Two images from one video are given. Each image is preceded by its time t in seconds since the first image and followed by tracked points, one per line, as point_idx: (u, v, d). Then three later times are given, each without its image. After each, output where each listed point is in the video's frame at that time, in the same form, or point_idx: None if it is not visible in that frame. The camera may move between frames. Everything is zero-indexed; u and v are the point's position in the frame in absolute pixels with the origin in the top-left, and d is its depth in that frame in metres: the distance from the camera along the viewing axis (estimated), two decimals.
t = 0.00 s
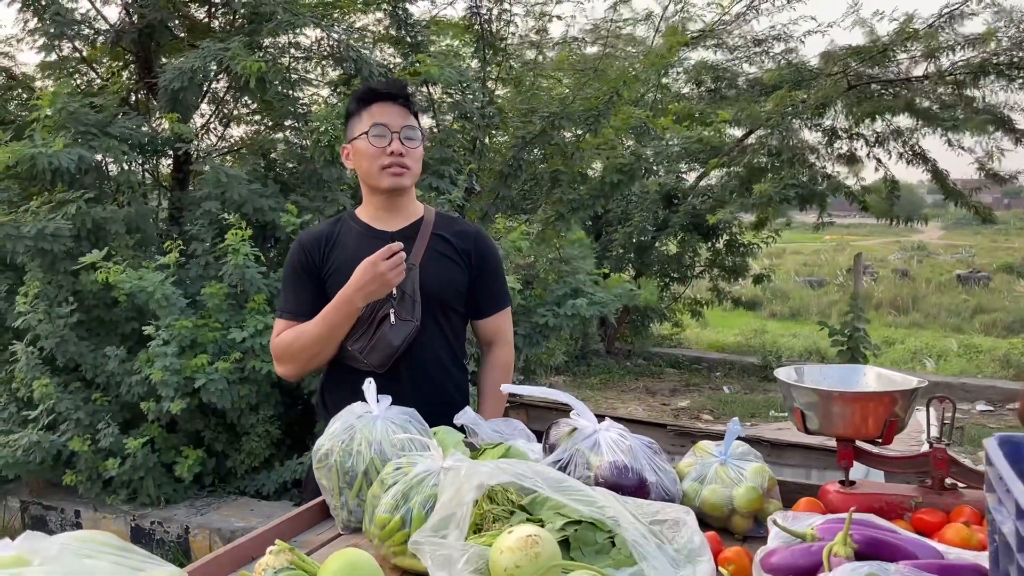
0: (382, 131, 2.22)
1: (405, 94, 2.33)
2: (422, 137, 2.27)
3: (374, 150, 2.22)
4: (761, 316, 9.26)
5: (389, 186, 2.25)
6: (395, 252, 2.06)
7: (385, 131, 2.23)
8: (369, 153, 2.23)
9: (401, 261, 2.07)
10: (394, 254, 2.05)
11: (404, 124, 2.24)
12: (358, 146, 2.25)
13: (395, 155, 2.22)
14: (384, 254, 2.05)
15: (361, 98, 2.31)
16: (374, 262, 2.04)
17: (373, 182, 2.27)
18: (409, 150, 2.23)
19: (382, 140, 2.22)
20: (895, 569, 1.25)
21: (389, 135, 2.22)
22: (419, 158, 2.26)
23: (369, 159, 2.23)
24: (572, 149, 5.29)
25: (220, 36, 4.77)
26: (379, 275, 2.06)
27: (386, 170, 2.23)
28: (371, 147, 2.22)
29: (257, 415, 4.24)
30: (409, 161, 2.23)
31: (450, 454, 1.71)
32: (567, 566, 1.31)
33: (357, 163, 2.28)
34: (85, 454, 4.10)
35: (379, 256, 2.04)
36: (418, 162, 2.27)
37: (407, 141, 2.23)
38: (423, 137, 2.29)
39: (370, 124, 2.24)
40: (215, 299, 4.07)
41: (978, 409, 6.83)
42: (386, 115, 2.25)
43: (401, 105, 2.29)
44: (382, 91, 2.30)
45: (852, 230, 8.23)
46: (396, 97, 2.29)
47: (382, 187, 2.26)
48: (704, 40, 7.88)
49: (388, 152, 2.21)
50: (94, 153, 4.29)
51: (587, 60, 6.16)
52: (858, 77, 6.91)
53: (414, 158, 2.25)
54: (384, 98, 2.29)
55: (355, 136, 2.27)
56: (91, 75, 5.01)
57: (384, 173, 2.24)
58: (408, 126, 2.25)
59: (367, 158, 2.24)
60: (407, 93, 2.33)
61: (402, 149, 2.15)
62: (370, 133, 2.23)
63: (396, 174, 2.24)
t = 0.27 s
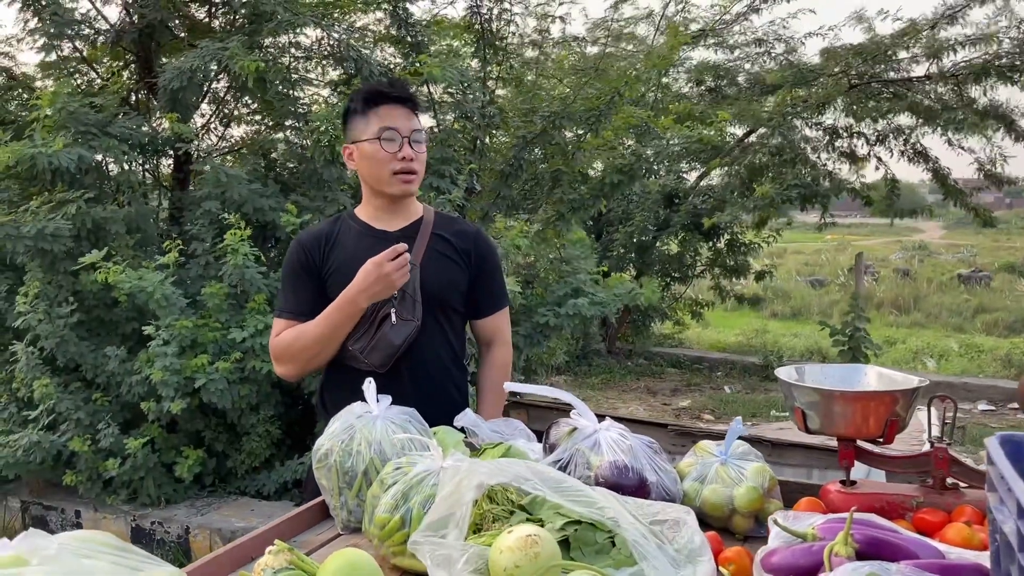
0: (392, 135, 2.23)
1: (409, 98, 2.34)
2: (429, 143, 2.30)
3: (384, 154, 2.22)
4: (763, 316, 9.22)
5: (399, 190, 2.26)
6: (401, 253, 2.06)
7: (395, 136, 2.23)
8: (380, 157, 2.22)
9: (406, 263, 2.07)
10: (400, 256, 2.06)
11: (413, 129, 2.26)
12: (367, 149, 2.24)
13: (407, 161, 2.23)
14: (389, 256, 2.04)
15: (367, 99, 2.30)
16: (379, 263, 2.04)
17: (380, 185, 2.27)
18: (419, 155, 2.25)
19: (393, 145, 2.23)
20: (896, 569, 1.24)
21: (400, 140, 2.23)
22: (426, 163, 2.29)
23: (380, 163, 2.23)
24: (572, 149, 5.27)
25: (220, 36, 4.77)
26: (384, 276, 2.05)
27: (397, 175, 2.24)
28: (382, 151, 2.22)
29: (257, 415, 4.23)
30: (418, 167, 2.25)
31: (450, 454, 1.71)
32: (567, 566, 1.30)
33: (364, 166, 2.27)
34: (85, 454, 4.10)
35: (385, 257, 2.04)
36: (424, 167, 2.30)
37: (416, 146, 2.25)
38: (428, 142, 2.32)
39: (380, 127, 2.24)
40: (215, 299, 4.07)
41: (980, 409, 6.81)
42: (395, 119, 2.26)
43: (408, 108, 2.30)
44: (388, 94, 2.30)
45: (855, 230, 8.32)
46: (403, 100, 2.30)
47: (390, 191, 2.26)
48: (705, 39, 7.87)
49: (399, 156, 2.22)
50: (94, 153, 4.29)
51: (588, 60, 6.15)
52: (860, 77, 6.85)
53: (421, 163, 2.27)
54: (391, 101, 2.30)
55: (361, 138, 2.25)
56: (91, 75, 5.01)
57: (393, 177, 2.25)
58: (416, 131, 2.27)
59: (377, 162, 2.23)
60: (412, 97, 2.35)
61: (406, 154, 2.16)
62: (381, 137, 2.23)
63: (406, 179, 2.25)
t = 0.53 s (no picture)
0: (396, 138, 2.22)
1: (412, 99, 2.33)
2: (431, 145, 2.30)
3: (388, 156, 2.21)
4: (762, 315, 9.25)
5: (401, 193, 2.25)
6: (404, 254, 2.06)
7: (399, 138, 2.23)
8: (383, 159, 2.22)
9: (409, 264, 2.06)
10: (404, 257, 2.05)
11: (415, 131, 2.26)
12: (370, 151, 2.23)
13: (410, 163, 2.23)
14: (393, 256, 2.04)
15: (369, 100, 2.29)
16: (383, 263, 2.03)
17: (382, 186, 2.26)
18: (421, 158, 2.26)
19: (397, 147, 2.22)
20: (898, 570, 1.23)
21: (403, 142, 2.23)
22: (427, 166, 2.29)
23: (383, 165, 2.22)
24: (572, 147, 5.27)
25: (218, 35, 4.76)
26: (387, 276, 2.05)
27: (399, 177, 2.24)
28: (386, 153, 2.21)
29: (256, 415, 4.22)
30: (421, 170, 2.25)
31: (449, 454, 1.70)
32: (566, 567, 1.30)
33: (366, 167, 2.26)
34: (83, 454, 4.09)
35: (388, 257, 2.03)
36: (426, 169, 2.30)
37: (419, 148, 2.25)
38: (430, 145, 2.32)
39: (383, 129, 2.23)
40: (214, 299, 4.07)
41: (979, 408, 6.81)
42: (398, 121, 2.25)
43: (410, 110, 2.30)
44: (390, 95, 2.29)
45: (856, 230, 8.39)
46: (405, 102, 2.30)
47: (392, 193, 2.26)
48: (705, 38, 7.86)
49: (403, 159, 2.22)
50: (93, 152, 4.28)
51: (588, 58, 6.14)
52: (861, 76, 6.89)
53: (423, 165, 2.27)
54: (393, 102, 2.29)
55: (364, 139, 2.24)
56: (90, 74, 5.00)
57: (395, 179, 2.24)
58: (419, 133, 2.27)
59: (380, 164, 2.23)
60: (413, 98, 2.34)
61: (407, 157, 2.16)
62: (385, 139, 2.22)
63: (409, 182, 2.25)
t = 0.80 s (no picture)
0: (394, 137, 2.22)
1: (410, 98, 2.32)
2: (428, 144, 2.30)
3: (386, 156, 2.21)
4: (761, 315, 9.26)
5: (397, 193, 2.25)
6: (405, 252, 2.06)
7: (397, 137, 2.22)
8: (381, 158, 2.21)
9: (409, 261, 2.06)
10: (404, 254, 2.05)
11: (413, 130, 2.25)
12: (368, 150, 2.22)
13: (408, 163, 2.22)
14: (393, 253, 2.04)
15: (366, 99, 2.28)
16: (383, 260, 2.03)
17: (380, 186, 2.25)
18: (419, 157, 2.25)
19: (395, 146, 2.21)
20: (896, 571, 1.23)
21: (402, 142, 2.22)
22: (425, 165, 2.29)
23: (380, 165, 2.21)
24: (570, 145, 5.26)
25: (215, 33, 4.75)
26: (388, 273, 2.05)
27: (396, 177, 2.23)
28: (384, 152, 2.20)
29: (253, 414, 4.21)
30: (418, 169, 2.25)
31: (446, 453, 1.69)
32: (562, 567, 1.29)
33: (363, 166, 2.25)
34: (80, 453, 4.08)
35: (389, 254, 2.03)
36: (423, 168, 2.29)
37: (417, 148, 2.25)
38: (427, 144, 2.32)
39: (382, 128, 2.22)
40: (210, 297, 4.06)
41: (978, 407, 6.80)
42: (396, 120, 2.25)
43: (408, 109, 2.29)
44: (388, 94, 2.28)
45: (853, 228, 8.33)
46: (402, 101, 2.29)
47: (390, 192, 2.25)
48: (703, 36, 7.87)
49: (400, 159, 2.21)
50: (89, 150, 4.27)
51: (586, 57, 6.13)
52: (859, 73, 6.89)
53: (421, 165, 2.27)
54: (391, 101, 2.28)
55: (362, 138, 2.23)
56: (86, 72, 4.99)
57: (392, 179, 2.23)
58: (417, 133, 2.26)
59: (377, 163, 2.22)
60: (410, 97, 2.34)
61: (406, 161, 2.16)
62: (383, 138, 2.21)
63: (407, 182, 2.24)
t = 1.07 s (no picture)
0: (390, 135, 2.21)
1: (406, 97, 2.32)
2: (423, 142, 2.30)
3: (382, 153, 2.19)
4: (759, 313, 9.32)
5: (392, 191, 2.23)
6: (399, 252, 2.05)
7: (393, 135, 2.22)
8: (377, 156, 2.20)
9: (404, 261, 2.06)
10: (399, 255, 2.04)
11: (408, 128, 2.25)
12: (363, 147, 2.21)
13: (404, 161, 2.22)
14: (388, 253, 2.03)
15: (361, 97, 2.27)
16: (378, 260, 2.02)
17: (375, 184, 2.23)
18: (415, 156, 2.25)
19: (391, 144, 2.21)
20: (894, 571, 1.22)
21: (397, 139, 2.22)
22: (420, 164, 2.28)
23: (376, 162, 2.20)
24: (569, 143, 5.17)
25: (212, 30, 4.73)
26: (382, 273, 2.04)
27: (392, 175, 2.21)
28: (380, 150, 2.19)
29: (250, 412, 4.20)
30: (415, 168, 2.24)
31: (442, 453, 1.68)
32: (559, 568, 1.28)
33: (358, 164, 2.23)
34: (75, 452, 4.07)
35: (383, 254, 2.02)
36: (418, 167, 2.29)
37: (412, 146, 2.25)
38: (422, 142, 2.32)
39: (378, 126, 2.21)
40: (207, 296, 4.04)
41: (976, 405, 6.81)
42: (391, 118, 2.24)
43: (403, 107, 2.29)
44: (384, 91, 2.27)
45: (851, 227, 8.50)
46: (398, 99, 2.29)
47: (385, 191, 2.24)
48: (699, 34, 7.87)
49: (397, 157, 2.20)
50: (85, 148, 4.25)
51: (584, 54, 6.13)
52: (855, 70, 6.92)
53: (416, 163, 2.27)
54: (386, 99, 2.27)
55: (357, 135, 2.22)
56: (82, 70, 4.97)
57: (388, 177, 2.22)
58: (413, 132, 2.26)
59: (373, 161, 2.20)
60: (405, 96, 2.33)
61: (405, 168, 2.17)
62: (379, 136, 2.20)
63: (402, 180, 2.23)
